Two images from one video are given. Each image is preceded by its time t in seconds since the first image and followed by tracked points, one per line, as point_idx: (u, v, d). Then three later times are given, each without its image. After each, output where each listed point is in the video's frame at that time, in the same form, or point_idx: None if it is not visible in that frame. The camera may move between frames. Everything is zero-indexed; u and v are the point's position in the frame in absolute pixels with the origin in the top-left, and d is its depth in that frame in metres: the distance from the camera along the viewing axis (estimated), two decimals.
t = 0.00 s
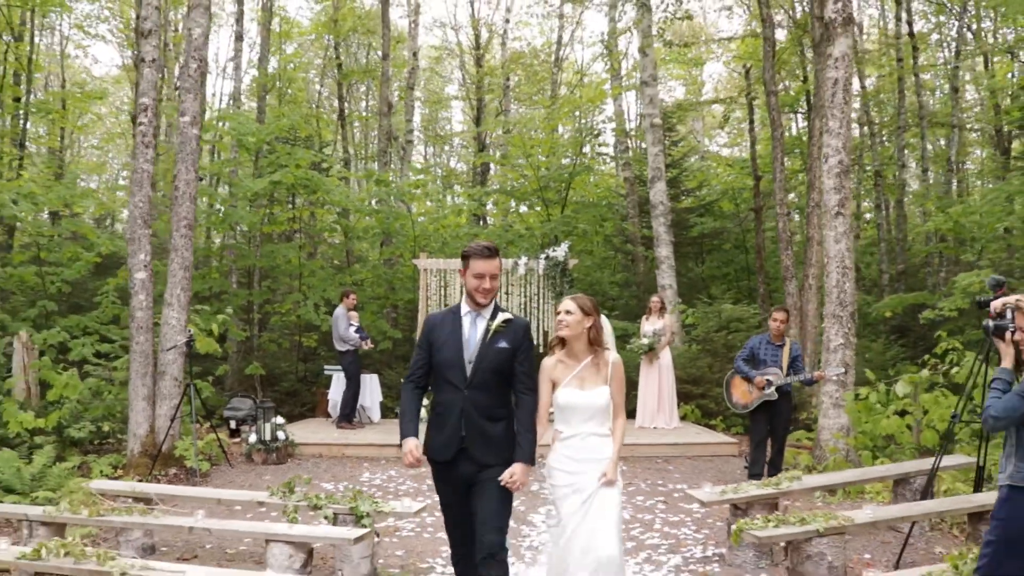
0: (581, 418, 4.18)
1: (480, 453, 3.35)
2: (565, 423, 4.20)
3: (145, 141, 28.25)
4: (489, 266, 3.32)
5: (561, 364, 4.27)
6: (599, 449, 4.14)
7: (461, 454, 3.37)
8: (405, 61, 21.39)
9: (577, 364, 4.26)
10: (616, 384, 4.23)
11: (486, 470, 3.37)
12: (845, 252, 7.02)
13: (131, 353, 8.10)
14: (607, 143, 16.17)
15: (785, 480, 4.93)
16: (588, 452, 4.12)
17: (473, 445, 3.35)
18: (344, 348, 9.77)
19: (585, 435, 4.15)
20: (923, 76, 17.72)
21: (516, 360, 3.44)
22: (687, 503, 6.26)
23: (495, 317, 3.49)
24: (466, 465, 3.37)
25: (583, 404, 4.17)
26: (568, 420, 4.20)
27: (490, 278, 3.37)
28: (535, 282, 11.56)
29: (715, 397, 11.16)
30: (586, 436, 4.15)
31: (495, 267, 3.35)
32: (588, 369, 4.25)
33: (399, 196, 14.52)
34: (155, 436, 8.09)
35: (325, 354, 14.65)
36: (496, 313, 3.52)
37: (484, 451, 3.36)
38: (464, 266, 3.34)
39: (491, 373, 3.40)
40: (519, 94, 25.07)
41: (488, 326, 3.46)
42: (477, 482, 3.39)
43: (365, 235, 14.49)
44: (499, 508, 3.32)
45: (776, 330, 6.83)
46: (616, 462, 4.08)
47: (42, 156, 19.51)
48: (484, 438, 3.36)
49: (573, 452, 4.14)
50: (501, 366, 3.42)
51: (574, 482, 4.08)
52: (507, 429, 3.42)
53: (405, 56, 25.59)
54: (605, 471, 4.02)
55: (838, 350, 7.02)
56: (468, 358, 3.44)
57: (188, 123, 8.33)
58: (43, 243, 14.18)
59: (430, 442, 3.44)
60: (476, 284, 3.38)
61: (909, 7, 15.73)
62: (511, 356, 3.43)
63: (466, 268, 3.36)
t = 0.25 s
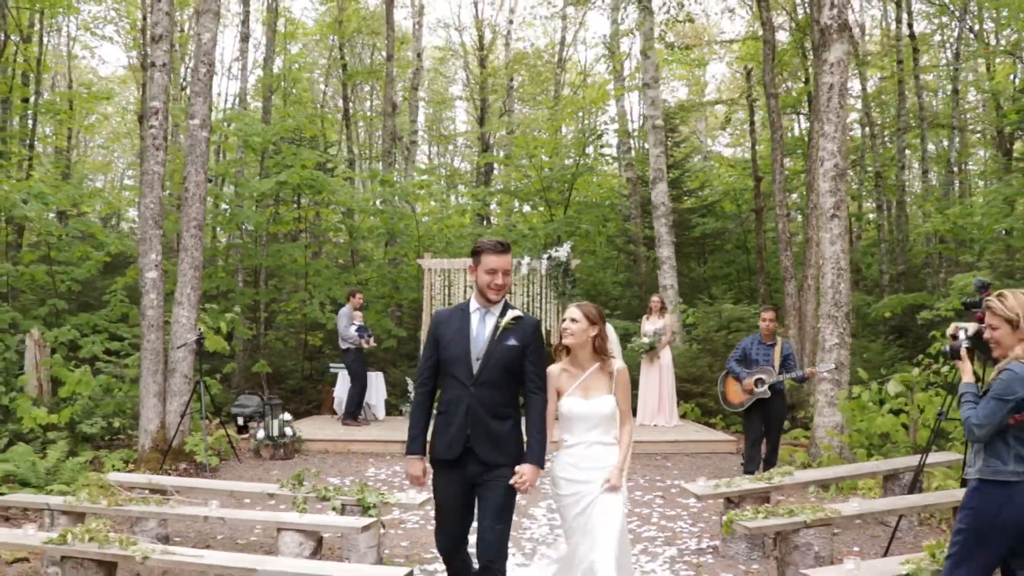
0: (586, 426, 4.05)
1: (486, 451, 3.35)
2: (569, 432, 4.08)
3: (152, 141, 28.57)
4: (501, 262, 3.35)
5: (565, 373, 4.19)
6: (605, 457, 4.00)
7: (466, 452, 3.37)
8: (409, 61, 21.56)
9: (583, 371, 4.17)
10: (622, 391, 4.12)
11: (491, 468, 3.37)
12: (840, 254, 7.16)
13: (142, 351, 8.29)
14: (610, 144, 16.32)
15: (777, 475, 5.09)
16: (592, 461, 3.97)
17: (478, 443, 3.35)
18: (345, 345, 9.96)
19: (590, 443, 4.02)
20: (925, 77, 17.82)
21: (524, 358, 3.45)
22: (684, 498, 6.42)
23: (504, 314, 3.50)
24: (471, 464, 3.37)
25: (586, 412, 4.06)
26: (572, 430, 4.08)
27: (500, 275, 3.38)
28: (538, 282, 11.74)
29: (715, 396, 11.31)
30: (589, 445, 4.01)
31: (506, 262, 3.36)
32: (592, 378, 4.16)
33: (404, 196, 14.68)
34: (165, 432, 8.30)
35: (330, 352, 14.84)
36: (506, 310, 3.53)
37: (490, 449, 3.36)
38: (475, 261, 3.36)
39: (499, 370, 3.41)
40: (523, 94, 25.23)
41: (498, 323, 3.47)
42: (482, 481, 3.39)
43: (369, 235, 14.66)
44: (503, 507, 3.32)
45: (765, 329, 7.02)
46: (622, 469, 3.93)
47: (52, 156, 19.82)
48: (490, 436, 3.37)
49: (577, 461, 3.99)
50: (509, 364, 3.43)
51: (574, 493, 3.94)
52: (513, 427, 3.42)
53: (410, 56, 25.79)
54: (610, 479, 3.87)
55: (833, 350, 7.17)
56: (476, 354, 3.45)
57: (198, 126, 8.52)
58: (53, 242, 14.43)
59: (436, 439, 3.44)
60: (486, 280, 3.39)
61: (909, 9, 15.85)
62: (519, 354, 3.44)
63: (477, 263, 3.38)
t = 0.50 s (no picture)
0: (591, 417, 4.07)
1: (494, 439, 3.37)
2: (574, 421, 4.09)
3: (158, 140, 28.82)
4: (510, 252, 3.38)
5: (574, 360, 4.19)
6: (608, 449, 4.03)
7: (473, 442, 3.38)
8: (413, 61, 21.70)
9: (590, 360, 4.18)
10: (628, 383, 4.15)
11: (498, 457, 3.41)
12: (836, 254, 7.32)
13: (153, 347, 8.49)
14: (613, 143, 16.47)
15: (770, 469, 5.26)
16: (596, 453, 4.00)
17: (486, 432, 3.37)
18: (345, 341, 10.18)
19: (594, 433, 4.05)
20: (927, 78, 17.92)
21: (530, 347, 3.49)
22: (682, 492, 6.59)
23: (509, 303, 3.53)
24: (479, 453, 3.39)
25: (590, 402, 4.08)
26: (576, 420, 4.10)
27: (508, 265, 3.41)
28: (541, 281, 11.94)
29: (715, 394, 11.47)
30: (593, 436, 4.04)
31: (513, 252, 3.39)
32: (599, 367, 4.16)
33: (408, 196, 14.85)
34: (176, 427, 8.50)
35: (336, 349, 15.03)
36: (510, 298, 3.55)
37: (498, 438, 3.39)
38: (486, 250, 3.39)
39: (506, 359, 3.43)
40: (527, 94, 25.36)
41: (503, 312, 3.49)
42: (489, 469, 3.41)
43: (374, 234, 14.84)
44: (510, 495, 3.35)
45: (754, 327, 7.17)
46: (625, 463, 3.97)
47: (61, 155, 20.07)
48: (498, 424, 3.39)
49: (580, 450, 4.02)
50: (516, 352, 3.45)
51: (575, 484, 3.97)
52: (520, 416, 3.46)
53: (414, 56, 25.94)
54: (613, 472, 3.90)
55: (829, 349, 7.32)
56: (483, 343, 3.46)
57: (208, 127, 8.71)
58: (64, 241, 14.66)
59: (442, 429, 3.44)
60: (494, 268, 3.42)
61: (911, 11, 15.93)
62: (525, 342, 3.47)
63: (485, 252, 3.40)
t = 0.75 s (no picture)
0: (601, 416, 3.75)
1: (506, 451, 3.13)
2: (583, 420, 3.76)
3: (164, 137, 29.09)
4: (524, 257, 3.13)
5: (583, 358, 3.83)
6: (618, 449, 3.71)
7: (485, 455, 3.11)
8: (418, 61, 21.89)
9: (600, 358, 3.84)
10: (639, 382, 3.84)
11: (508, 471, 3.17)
12: (833, 255, 7.47)
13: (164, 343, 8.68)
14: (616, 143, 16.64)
15: (765, 464, 5.43)
16: (606, 453, 3.68)
17: (499, 444, 3.12)
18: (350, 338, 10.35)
19: (604, 433, 3.72)
20: (929, 78, 18.03)
21: (539, 355, 3.28)
22: (680, 486, 6.76)
23: (517, 310, 3.29)
24: (490, 467, 3.13)
25: (601, 401, 3.76)
26: (585, 419, 3.77)
27: (522, 269, 3.16)
28: (544, 279, 12.15)
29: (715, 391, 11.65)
30: (604, 436, 3.71)
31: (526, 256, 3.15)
32: (609, 364, 3.84)
33: (414, 195, 15.04)
34: (186, 421, 8.70)
35: (341, 346, 15.23)
36: (516, 305, 3.32)
37: (510, 452, 3.14)
38: (498, 253, 3.11)
39: (519, 368, 3.20)
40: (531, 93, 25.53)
41: (513, 318, 3.25)
42: (499, 482, 3.17)
43: (380, 232, 15.03)
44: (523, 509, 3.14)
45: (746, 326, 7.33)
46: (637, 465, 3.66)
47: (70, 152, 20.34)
48: (511, 437, 3.14)
49: (589, 450, 3.70)
50: (527, 361, 3.23)
51: (584, 487, 3.63)
52: (528, 426, 3.24)
53: (419, 55, 26.13)
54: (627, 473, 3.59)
55: (826, 348, 7.50)
56: (494, 351, 3.20)
57: (218, 128, 8.90)
58: (75, 237, 14.90)
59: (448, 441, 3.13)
60: (506, 272, 3.15)
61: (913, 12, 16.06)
62: (535, 350, 3.26)
63: (498, 254, 3.11)
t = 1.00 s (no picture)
0: (614, 420, 3.90)
1: (515, 449, 3.11)
2: (597, 426, 3.91)
3: (171, 134, 29.34)
4: (524, 251, 3.04)
5: (593, 364, 4.00)
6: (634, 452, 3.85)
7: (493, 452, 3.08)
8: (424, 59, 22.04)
9: (610, 364, 4.00)
10: (649, 385, 3.98)
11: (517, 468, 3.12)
12: (831, 255, 7.62)
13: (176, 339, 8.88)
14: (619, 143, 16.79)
15: (761, 458, 5.61)
16: (622, 457, 3.82)
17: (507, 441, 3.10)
18: (362, 336, 10.52)
19: (618, 437, 3.86)
20: (931, 79, 18.13)
21: (544, 351, 3.25)
22: (680, 480, 6.95)
23: (520, 306, 3.24)
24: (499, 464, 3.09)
25: (615, 405, 3.89)
26: (600, 424, 3.92)
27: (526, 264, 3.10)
28: (547, 278, 12.33)
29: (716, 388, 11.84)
30: (618, 440, 3.85)
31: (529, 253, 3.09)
32: (619, 369, 3.98)
33: (419, 193, 15.22)
34: (197, 415, 8.89)
35: (347, 342, 15.41)
36: (519, 301, 3.27)
37: (519, 448, 3.11)
38: (499, 249, 3.03)
39: (525, 364, 3.17)
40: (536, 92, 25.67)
41: (518, 315, 3.21)
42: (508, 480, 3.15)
43: (386, 230, 15.22)
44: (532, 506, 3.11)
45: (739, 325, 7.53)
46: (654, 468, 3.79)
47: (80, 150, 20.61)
48: (519, 434, 3.11)
49: (604, 455, 3.84)
50: (533, 358, 3.20)
51: (603, 491, 3.77)
52: (534, 424, 3.21)
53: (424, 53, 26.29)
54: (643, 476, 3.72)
55: (823, 346, 7.69)
56: (500, 348, 3.17)
57: (229, 129, 9.09)
58: (86, 234, 15.13)
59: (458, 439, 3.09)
60: (508, 269, 3.08)
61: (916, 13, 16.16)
62: (541, 347, 3.23)
63: (497, 251, 3.04)
